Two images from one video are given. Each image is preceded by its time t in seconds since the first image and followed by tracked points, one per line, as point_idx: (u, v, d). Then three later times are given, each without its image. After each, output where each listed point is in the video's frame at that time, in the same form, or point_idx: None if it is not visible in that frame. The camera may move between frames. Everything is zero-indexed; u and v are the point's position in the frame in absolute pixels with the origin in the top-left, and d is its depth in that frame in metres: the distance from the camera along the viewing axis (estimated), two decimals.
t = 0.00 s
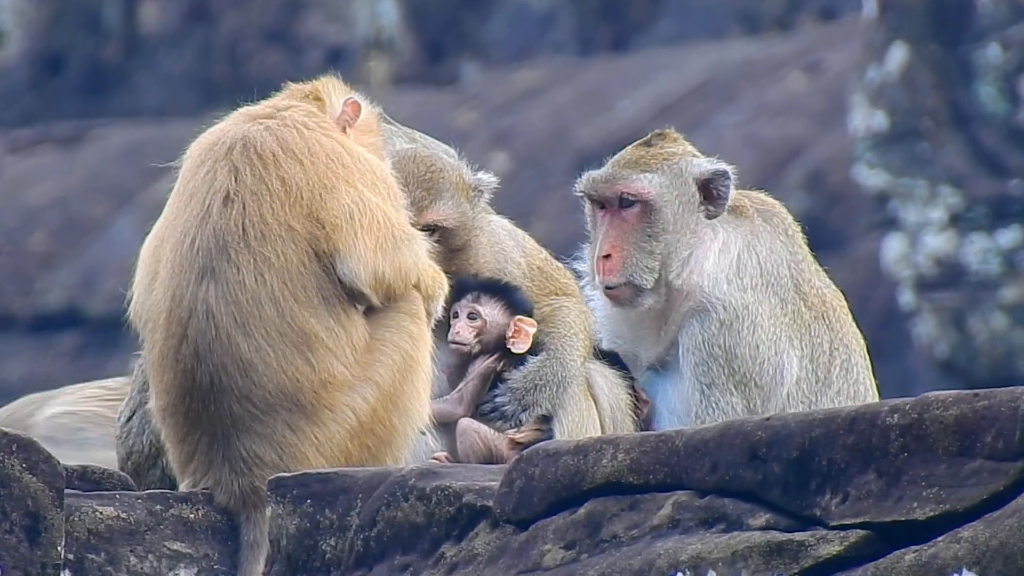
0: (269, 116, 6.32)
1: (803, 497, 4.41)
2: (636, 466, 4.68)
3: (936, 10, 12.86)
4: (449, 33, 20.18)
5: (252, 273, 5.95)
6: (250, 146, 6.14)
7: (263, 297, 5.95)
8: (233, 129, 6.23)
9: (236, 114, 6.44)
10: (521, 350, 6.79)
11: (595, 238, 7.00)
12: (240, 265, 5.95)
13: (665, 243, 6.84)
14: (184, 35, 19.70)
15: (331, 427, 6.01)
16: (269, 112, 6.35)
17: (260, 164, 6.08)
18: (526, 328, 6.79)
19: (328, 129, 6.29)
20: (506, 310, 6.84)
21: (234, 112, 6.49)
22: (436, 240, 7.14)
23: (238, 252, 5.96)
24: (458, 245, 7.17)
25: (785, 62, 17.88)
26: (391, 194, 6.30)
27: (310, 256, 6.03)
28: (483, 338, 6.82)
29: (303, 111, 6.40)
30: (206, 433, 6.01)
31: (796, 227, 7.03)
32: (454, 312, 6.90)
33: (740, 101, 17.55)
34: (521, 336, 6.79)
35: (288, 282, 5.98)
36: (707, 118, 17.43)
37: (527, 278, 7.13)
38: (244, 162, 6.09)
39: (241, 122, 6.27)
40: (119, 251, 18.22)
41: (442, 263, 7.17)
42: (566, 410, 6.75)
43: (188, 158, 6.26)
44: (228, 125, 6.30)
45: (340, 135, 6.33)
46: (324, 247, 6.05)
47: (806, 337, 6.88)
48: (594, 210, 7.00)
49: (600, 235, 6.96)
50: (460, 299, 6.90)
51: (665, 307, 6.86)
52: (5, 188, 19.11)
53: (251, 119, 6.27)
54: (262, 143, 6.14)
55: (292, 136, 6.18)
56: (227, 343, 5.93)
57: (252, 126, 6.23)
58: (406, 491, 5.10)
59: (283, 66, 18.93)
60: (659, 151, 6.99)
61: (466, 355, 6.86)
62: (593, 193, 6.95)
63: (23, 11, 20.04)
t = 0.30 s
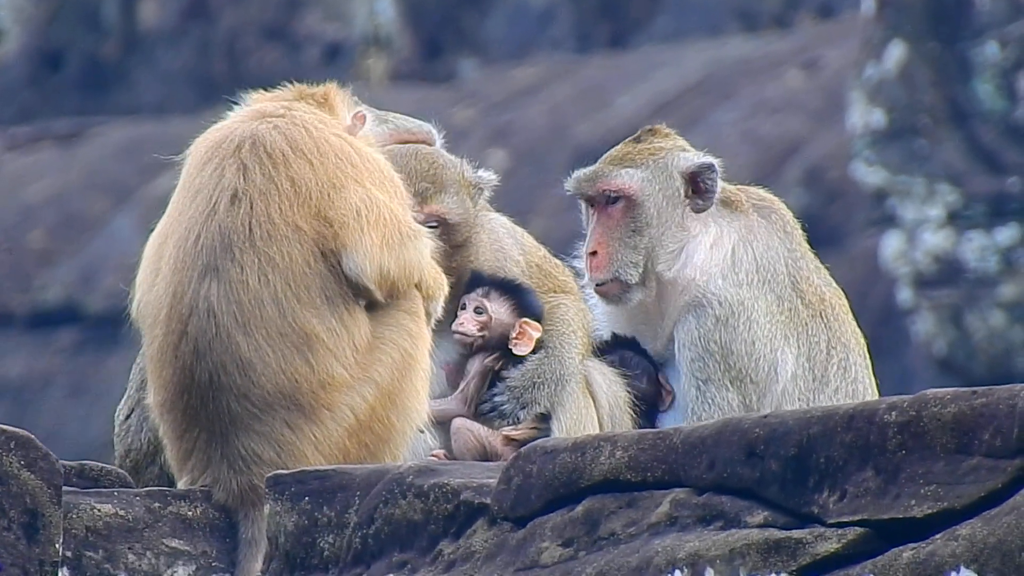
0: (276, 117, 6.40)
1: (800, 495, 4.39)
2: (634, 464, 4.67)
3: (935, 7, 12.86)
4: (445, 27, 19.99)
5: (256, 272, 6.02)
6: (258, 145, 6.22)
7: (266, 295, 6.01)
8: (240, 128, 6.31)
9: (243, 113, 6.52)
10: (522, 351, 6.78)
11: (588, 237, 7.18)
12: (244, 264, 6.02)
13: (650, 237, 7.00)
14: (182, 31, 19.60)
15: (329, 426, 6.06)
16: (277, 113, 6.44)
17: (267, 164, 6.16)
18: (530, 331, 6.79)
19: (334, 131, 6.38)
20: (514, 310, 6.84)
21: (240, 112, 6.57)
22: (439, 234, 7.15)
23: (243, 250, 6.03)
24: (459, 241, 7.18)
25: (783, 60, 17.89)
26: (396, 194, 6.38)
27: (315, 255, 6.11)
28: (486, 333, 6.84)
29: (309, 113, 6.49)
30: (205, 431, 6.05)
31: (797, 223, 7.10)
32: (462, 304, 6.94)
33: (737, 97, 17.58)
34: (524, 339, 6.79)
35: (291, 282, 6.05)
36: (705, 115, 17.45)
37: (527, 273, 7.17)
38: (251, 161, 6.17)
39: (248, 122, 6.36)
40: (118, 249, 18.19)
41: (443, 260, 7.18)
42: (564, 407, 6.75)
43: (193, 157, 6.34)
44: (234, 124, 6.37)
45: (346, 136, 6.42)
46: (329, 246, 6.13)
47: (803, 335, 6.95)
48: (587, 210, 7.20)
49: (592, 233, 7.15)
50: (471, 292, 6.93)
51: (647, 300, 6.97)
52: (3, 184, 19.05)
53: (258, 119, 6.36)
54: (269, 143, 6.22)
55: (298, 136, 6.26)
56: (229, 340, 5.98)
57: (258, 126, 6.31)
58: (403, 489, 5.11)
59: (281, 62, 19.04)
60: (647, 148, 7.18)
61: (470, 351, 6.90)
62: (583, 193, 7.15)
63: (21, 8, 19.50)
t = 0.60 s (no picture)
0: (274, 114, 6.41)
1: (800, 494, 4.39)
2: (634, 462, 4.67)
3: (935, 6, 12.86)
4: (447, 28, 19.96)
5: (256, 269, 6.02)
6: (257, 142, 6.23)
7: (266, 292, 6.01)
8: (238, 126, 6.32)
9: (241, 112, 6.53)
10: (521, 353, 6.81)
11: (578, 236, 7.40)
12: (244, 261, 6.02)
13: (616, 232, 7.18)
14: (181, 29, 19.57)
15: (329, 424, 6.06)
16: (275, 110, 6.44)
17: (266, 161, 6.16)
18: (529, 335, 6.81)
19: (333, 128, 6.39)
20: (514, 312, 6.85)
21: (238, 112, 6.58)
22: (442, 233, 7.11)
23: (243, 248, 6.04)
24: (462, 239, 7.15)
25: (783, 58, 17.89)
26: (395, 190, 6.39)
27: (314, 252, 6.11)
28: (484, 334, 6.88)
29: (307, 111, 6.50)
30: (204, 429, 6.05)
31: (797, 219, 7.12)
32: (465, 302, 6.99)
33: (737, 96, 17.59)
34: (523, 342, 6.81)
35: (292, 279, 6.05)
36: (704, 114, 17.45)
37: (528, 271, 7.17)
38: (250, 159, 6.18)
39: (246, 120, 6.37)
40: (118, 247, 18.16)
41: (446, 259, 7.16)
42: (564, 406, 6.76)
43: (192, 156, 6.34)
44: (232, 123, 6.38)
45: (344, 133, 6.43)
46: (329, 242, 6.13)
47: (800, 334, 6.93)
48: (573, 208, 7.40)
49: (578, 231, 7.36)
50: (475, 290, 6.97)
51: (629, 283, 7.11)
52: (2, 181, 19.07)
53: (256, 117, 6.37)
54: (268, 140, 6.23)
55: (297, 134, 6.27)
56: (229, 337, 5.98)
57: (256, 123, 6.32)
58: (403, 487, 5.11)
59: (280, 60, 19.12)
60: (629, 145, 7.33)
61: (467, 349, 6.91)
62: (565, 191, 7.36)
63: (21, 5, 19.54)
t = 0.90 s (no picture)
0: (273, 112, 6.41)
1: (800, 491, 4.39)
2: (634, 460, 4.67)
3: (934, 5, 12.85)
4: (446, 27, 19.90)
5: (255, 268, 6.01)
6: (256, 141, 6.23)
7: (266, 290, 6.00)
8: (237, 124, 6.32)
9: (240, 110, 6.53)
10: (522, 354, 6.78)
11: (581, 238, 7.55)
12: (243, 260, 6.02)
13: (598, 233, 7.31)
14: (180, 28, 19.51)
15: (328, 422, 6.06)
16: (274, 109, 6.44)
17: (266, 160, 6.16)
18: (531, 336, 6.78)
19: (331, 127, 6.38)
20: (516, 314, 6.84)
21: (237, 111, 6.58)
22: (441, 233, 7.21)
23: (241, 246, 6.03)
24: (463, 237, 7.23)
25: (783, 56, 17.88)
26: (395, 188, 6.39)
27: (314, 250, 6.11)
28: (484, 334, 6.89)
29: (306, 109, 6.50)
30: (204, 428, 6.05)
31: (794, 215, 7.15)
32: (468, 300, 7.03)
33: (737, 95, 17.59)
34: (524, 342, 6.78)
35: (291, 277, 6.04)
36: (704, 112, 17.46)
37: (528, 270, 7.15)
38: (249, 157, 6.17)
39: (245, 118, 6.37)
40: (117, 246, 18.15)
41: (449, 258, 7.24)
42: (565, 405, 6.70)
43: (192, 154, 6.35)
44: (231, 121, 6.38)
45: (343, 131, 6.42)
46: (328, 241, 6.13)
47: (795, 332, 6.96)
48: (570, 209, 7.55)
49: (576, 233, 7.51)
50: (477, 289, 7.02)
51: (620, 282, 7.26)
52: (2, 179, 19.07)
53: (255, 116, 6.37)
54: (267, 138, 6.23)
55: (296, 132, 6.27)
56: (229, 336, 5.98)
57: (255, 122, 6.32)
58: (402, 485, 5.11)
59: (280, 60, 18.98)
60: (617, 144, 7.43)
61: (468, 348, 6.92)
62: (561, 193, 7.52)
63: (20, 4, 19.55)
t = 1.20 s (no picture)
0: (273, 111, 6.40)
1: (800, 490, 4.39)
2: (633, 459, 4.67)
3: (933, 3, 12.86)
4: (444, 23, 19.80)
5: (255, 266, 6.02)
6: (256, 139, 6.23)
7: (266, 289, 6.01)
8: (236, 123, 6.32)
9: (241, 109, 6.53)
10: (523, 354, 6.82)
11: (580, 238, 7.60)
12: (244, 258, 6.02)
13: (592, 230, 7.37)
14: (179, 26, 19.37)
15: (328, 421, 6.06)
16: (274, 108, 6.44)
17: (266, 159, 6.16)
18: (532, 336, 6.82)
19: (331, 126, 6.39)
20: (517, 314, 6.86)
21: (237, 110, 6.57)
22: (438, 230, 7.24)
23: (242, 245, 6.04)
24: (459, 234, 7.26)
25: (782, 54, 17.87)
26: (394, 187, 6.39)
27: (314, 248, 6.11)
28: (486, 334, 6.91)
29: (306, 108, 6.50)
30: (204, 426, 6.05)
31: (791, 213, 7.15)
32: (468, 301, 7.03)
33: (737, 94, 17.58)
34: (525, 343, 6.82)
35: (292, 275, 6.05)
36: (704, 111, 17.46)
37: (526, 269, 7.21)
38: (249, 156, 6.17)
39: (245, 117, 6.37)
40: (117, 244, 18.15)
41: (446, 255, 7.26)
42: (564, 403, 6.72)
43: (192, 152, 6.34)
44: (231, 120, 6.38)
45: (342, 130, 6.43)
46: (328, 239, 6.13)
47: (789, 331, 6.93)
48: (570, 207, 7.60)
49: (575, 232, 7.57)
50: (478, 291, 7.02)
51: (615, 281, 7.26)
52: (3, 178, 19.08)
53: (255, 115, 6.37)
54: (267, 137, 6.23)
55: (296, 131, 6.27)
56: (229, 335, 5.99)
57: (255, 120, 6.32)
58: (402, 484, 5.11)
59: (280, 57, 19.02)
60: (615, 143, 7.48)
61: (469, 349, 6.94)
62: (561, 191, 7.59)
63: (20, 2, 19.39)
